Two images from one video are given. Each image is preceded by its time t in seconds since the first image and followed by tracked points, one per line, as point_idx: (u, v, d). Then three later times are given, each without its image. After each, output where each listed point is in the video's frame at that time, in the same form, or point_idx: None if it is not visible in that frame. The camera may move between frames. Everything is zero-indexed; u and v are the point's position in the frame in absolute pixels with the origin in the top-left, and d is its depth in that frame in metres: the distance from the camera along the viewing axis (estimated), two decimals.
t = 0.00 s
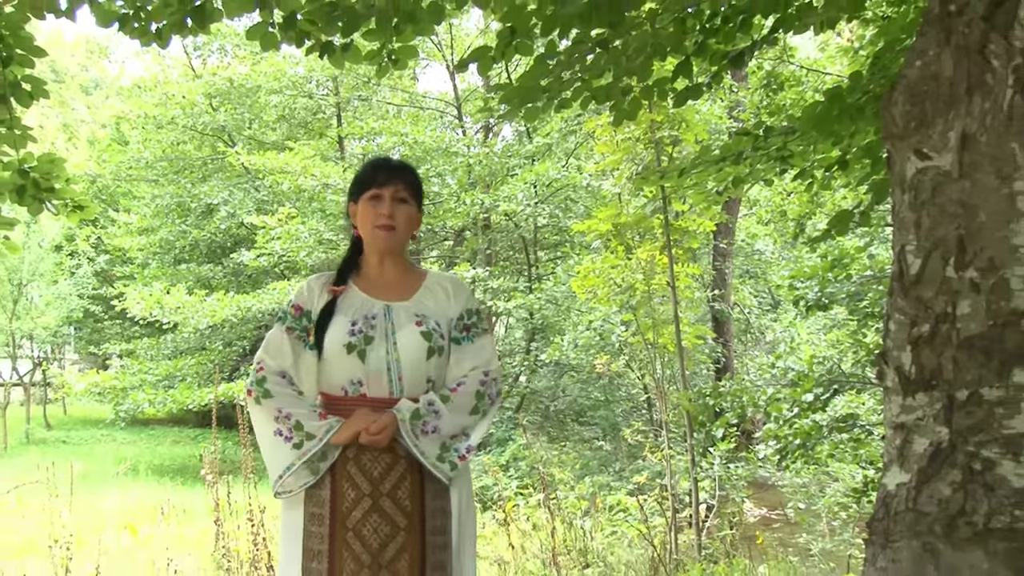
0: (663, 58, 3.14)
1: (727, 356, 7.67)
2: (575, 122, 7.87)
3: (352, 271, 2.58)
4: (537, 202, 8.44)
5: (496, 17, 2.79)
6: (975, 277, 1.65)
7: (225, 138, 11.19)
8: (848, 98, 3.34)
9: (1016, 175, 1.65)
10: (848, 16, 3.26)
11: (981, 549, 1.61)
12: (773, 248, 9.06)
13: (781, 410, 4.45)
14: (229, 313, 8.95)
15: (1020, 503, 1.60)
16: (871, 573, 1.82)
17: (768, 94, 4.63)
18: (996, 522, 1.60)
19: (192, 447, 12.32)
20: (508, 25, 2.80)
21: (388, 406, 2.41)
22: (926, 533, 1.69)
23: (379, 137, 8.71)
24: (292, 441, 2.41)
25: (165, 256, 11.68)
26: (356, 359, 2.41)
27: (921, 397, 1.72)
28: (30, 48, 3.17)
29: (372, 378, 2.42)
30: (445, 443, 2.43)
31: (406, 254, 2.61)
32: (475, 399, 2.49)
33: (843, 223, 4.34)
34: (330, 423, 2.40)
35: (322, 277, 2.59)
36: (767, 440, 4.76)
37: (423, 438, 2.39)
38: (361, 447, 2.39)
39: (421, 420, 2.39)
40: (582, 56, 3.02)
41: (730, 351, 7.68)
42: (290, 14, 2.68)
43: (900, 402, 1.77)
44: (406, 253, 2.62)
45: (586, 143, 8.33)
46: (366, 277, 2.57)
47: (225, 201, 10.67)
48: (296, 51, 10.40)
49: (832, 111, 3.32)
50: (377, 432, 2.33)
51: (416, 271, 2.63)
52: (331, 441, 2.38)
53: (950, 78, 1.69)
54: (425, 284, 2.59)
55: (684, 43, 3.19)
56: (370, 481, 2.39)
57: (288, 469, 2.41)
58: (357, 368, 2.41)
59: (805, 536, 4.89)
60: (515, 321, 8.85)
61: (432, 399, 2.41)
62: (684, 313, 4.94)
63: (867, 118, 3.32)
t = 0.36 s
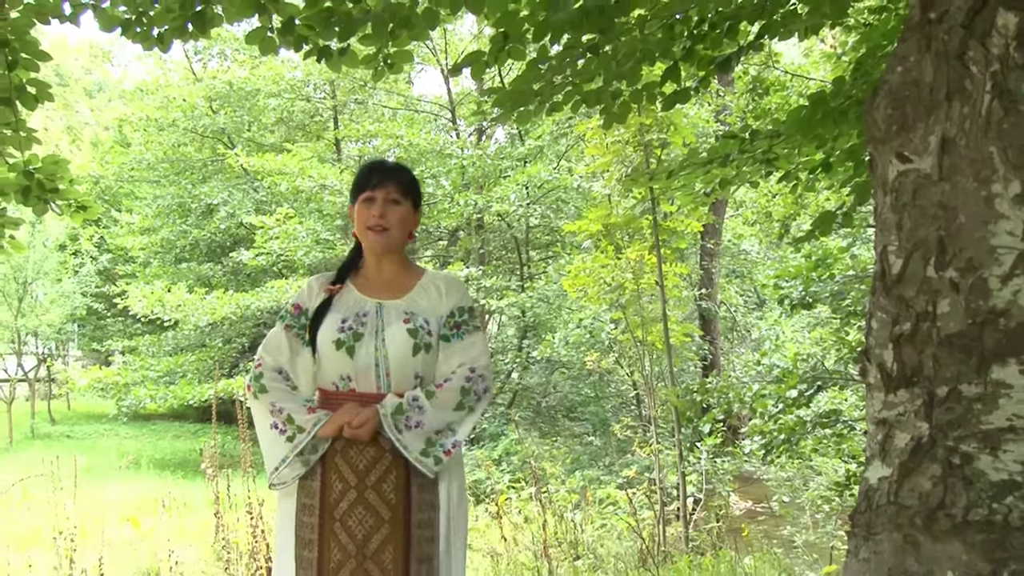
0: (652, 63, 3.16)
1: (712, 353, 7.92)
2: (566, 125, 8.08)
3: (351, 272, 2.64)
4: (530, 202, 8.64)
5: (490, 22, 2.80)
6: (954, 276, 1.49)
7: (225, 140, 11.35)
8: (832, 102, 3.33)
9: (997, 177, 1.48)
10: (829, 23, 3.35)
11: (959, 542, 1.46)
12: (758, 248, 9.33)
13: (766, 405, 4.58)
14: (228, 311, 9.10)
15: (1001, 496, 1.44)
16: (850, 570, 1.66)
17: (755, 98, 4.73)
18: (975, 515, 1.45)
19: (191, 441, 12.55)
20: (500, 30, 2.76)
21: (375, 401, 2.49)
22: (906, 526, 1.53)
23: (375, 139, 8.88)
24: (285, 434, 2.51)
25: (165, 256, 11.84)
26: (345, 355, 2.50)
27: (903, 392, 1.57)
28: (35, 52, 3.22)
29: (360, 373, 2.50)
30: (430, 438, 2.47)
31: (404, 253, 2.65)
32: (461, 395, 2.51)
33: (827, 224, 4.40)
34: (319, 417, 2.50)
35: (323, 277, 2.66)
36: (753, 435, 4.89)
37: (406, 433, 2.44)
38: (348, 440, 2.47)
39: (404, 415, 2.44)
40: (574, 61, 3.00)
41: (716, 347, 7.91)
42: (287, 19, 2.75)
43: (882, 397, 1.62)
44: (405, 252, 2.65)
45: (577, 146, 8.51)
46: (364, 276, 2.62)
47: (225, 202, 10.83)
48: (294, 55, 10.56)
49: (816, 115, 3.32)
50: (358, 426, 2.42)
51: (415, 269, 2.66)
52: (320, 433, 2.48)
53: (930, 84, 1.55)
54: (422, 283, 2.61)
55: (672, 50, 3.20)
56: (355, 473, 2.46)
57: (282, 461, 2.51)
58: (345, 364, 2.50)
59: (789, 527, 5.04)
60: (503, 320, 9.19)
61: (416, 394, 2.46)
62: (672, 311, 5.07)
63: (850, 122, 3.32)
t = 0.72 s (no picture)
0: (648, 61, 3.15)
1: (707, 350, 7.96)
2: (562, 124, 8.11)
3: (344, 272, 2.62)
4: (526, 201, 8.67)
5: (486, 20, 2.76)
6: (952, 274, 1.48)
7: (222, 139, 11.37)
8: (828, 100, 3.30)
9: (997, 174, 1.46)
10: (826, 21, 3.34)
11: (956, 539, 1.44)
12: (755, 246, 9.39)
13: (763, 403, 4.60)
14: (226, 310, 9.14)
15: (999, 494, 1.41)
16: (848, 568, 1.65)
17: (751, 96, 4.73)
18: (972, 513, 1.43)
19: (190, 440, 12.59)
20: (496, 29, 2.70)
21: (382, 398, 2.44)
22: (904, 523, 1.52)
23: (371, 138, 8.88)
24: (287, 433, 2.41)
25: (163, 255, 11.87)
26: (349, 352, 2.44)
27: (901, 390, 1.56)
28: (32, 52, 3.20)
29: (366, 370, 2.44)
30: (436, 434, 2.45)
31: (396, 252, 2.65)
32: (464, 392, 2.52)
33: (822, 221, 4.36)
34: (325, 415, 2.41)
35: (316, 273, 2.62)
36: (750, 433, 4.89)
37: (416, 428, 2.40)
38: (356, 437, 2.40)
39: (414, 411, 2.41)
40: (570, 60, 2.98)
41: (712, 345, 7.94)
42: (285, 18, 2.74)
43: (880, 395, 1.61)
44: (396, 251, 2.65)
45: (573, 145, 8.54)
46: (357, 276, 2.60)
47: (223, 201, 10.84)
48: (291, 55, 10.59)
49: (812, 113, 3.30)
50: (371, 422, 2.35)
51: (407, 269, 2.65)
52: (327, 431, 2.39)
53: (927, 81, 1.55)
54: (416, 282, 2.61)
55: (668, 48, 3.18)
56: (365, 470, 2.40)
57: (284, 460, 2.41)
58: (350, 361, 2.45)
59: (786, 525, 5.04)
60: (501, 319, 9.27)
61: (424, 390, 2.44)
62: (669, 310, 5.07)
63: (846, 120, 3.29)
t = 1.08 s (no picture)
0: (647, 61, 3.15)
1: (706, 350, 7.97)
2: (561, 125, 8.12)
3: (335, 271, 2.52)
4: (525, 201, 8.69)
5: (485, 20, 2.75)
6: (951, 274, 1.48)
7: (221, 139, 11.37)
8: (826, 99, 3.29)
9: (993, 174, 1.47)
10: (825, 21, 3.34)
11: (955, 539, 1.44)
12: (754, 245, 9.42)
13: (762, 402, 4.60)
14: (226, 309, 9.16)
15: (997, 493, 1.41)
16: (846, 568, 1.65)
17: (750, 96, 4.73)
18: (971, 512, 1.43)
19: (189, 439, 12.60)
20: (494, 28, 2.71)
21: (394, 398, 2.40)
22: (903, 523, 1.52)
23: (370, 138, 8.88)
24: (304, 433, 2.29)
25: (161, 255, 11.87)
26: (363, 352, 2.37)
27: (899, 389, 1.57)
28: (31, 52, 3.18)
29: (379, 370, 2.39)
30: (445, 433, 2.46)
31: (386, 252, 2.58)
32: (468, 391, 2.55)
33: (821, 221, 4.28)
34: (345, 415, 2.31)
35: (309, 272, 2.49)
36: (750, 433, 4.89)
37: (432, 427, 2.40)
38: (374, 438, 2.33)
39: (430, 410, 2.40)
40: (569, 59, 2.97)
41: (711, 343, 7.96)
42: (283, 18, 2.75)
43: (878, 394, 1.62)
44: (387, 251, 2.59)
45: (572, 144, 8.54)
46: (351, 274, 2.51)
47: (222, 201, 10.83)
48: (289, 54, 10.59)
49: (811, 113, 3.29)
50: (396, 422, 2.31)
51: (398, 270, 2.61)
52: (347, 432, 2.30)
53: (926, 81, 1.55)
54: (410, 283, 2.58)
55: (667, 48, 3.18)
56: (382, 471, 2.34)
57: (302, 461, 2.30)
58: (364, 361, 2.38)
59: (785, 525, 5.04)
60: (500, 319, 9.37)
61: (435, 390, 2.44)
62: (668, 310, 5.08)
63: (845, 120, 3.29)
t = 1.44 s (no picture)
0: (643, 60, 3.16)
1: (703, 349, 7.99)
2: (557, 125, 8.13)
3: (329, 268, 2.48)
4: (522, 200, 8.70)
5: (481, 19, 2.75)
6: (945, 273, 1.49)
7: (217, 138, 11.36)
8: (822, 99, 3.29)
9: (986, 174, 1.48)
10: (821, 21, 3.35)
11: (949, 537, 1.44)
12: (750, 245, 9.45)
13: (758, 401, 4.60)
14: (222, 309, 9.14)
15: (991, 492, 1.42)
16: (841, 567, 1.65)
17: (746, 96, 4.74)
18: (965, 511, 1.43)
19: (185, 439, 12.58)
20: (491, 28, 2.71)
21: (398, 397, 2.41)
22: (898, 522, 1.52)
23: (366, 137, 8.87)
24: (318, 437, 2.25)
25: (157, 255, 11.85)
26: (368, 353, 2.37)
27: (894, 388, 1.57)
28: (26, 51, 3.17)
29: (384, 370, 2.39)
30: (446, 430, 2.49)
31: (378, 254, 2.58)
32: (464, 388, 2.59)
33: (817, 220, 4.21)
34: (356, 417, 2.29)
35: (304, 269, 2.44)
36: (746, 432, 4.89)
37: (436, 426, 2.43)
38: (382, 438, 2.33)
39: (434, 409, 2.43)
40: (566, 58, 2.97)
41: (707, 343, 7.98)
42: (280, 18, 2.77)
43: (874, 393, 1.62)
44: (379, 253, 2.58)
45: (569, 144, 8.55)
46: (345, 274, 2.49)
47: (218, 200, 10.82)
48: (286, 53, 10.58)
49: (807, 112, 3.30)
50: (408, 422, 2.33)
51: (385, 272, 2.61)
52: (361, 433, 2.28)
53: (921, 81, 1.55)
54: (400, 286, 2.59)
55: (663, 47, 3.17)
56: (390, 470, 2.34)
57: (317, 465, 2.25)
58: (369, 362, 2.37)
59: (781, 524, 5.05)
60: (499, 318, 9.38)
61: (436, 388, 2.48)
62: (665, 309, 5.08)
63: (840, 120, 3.30)
